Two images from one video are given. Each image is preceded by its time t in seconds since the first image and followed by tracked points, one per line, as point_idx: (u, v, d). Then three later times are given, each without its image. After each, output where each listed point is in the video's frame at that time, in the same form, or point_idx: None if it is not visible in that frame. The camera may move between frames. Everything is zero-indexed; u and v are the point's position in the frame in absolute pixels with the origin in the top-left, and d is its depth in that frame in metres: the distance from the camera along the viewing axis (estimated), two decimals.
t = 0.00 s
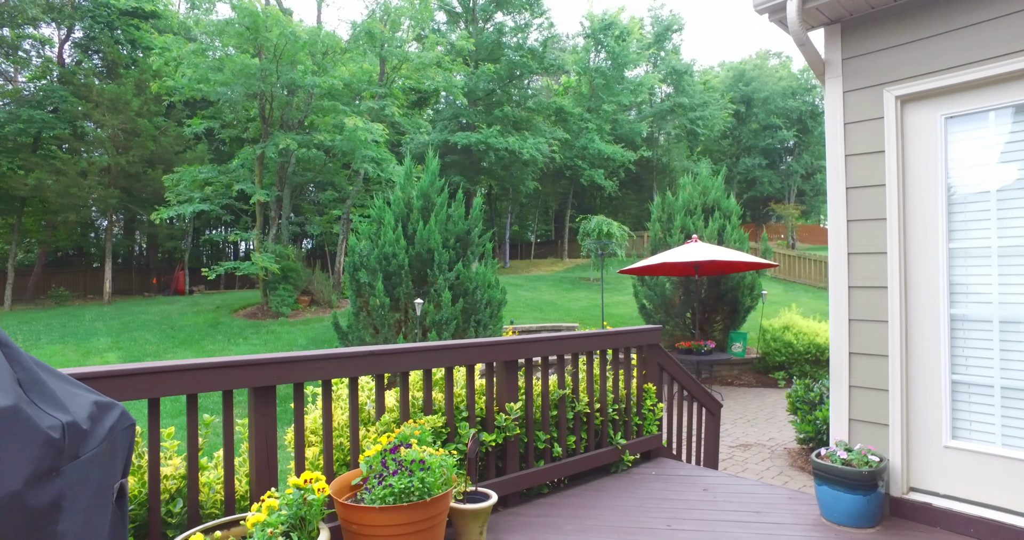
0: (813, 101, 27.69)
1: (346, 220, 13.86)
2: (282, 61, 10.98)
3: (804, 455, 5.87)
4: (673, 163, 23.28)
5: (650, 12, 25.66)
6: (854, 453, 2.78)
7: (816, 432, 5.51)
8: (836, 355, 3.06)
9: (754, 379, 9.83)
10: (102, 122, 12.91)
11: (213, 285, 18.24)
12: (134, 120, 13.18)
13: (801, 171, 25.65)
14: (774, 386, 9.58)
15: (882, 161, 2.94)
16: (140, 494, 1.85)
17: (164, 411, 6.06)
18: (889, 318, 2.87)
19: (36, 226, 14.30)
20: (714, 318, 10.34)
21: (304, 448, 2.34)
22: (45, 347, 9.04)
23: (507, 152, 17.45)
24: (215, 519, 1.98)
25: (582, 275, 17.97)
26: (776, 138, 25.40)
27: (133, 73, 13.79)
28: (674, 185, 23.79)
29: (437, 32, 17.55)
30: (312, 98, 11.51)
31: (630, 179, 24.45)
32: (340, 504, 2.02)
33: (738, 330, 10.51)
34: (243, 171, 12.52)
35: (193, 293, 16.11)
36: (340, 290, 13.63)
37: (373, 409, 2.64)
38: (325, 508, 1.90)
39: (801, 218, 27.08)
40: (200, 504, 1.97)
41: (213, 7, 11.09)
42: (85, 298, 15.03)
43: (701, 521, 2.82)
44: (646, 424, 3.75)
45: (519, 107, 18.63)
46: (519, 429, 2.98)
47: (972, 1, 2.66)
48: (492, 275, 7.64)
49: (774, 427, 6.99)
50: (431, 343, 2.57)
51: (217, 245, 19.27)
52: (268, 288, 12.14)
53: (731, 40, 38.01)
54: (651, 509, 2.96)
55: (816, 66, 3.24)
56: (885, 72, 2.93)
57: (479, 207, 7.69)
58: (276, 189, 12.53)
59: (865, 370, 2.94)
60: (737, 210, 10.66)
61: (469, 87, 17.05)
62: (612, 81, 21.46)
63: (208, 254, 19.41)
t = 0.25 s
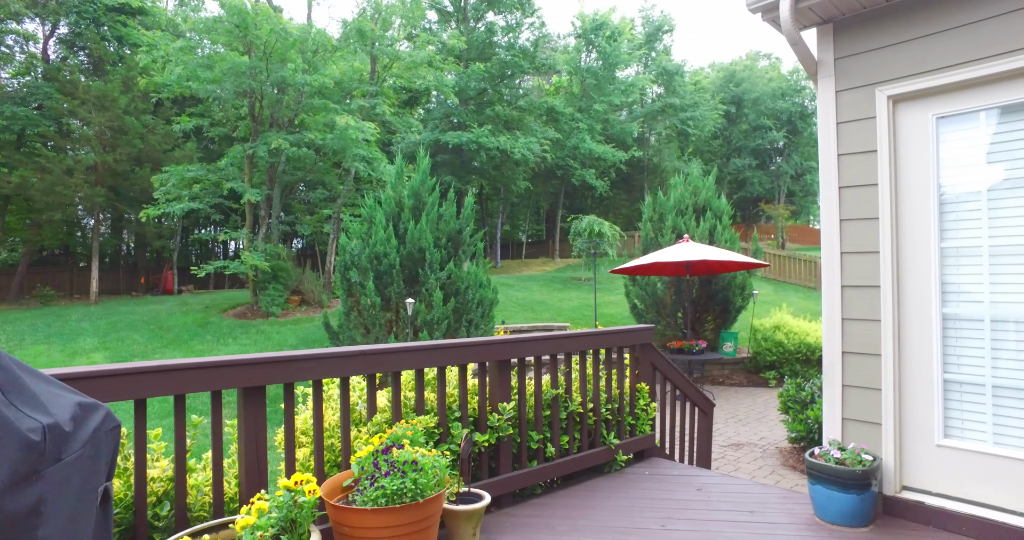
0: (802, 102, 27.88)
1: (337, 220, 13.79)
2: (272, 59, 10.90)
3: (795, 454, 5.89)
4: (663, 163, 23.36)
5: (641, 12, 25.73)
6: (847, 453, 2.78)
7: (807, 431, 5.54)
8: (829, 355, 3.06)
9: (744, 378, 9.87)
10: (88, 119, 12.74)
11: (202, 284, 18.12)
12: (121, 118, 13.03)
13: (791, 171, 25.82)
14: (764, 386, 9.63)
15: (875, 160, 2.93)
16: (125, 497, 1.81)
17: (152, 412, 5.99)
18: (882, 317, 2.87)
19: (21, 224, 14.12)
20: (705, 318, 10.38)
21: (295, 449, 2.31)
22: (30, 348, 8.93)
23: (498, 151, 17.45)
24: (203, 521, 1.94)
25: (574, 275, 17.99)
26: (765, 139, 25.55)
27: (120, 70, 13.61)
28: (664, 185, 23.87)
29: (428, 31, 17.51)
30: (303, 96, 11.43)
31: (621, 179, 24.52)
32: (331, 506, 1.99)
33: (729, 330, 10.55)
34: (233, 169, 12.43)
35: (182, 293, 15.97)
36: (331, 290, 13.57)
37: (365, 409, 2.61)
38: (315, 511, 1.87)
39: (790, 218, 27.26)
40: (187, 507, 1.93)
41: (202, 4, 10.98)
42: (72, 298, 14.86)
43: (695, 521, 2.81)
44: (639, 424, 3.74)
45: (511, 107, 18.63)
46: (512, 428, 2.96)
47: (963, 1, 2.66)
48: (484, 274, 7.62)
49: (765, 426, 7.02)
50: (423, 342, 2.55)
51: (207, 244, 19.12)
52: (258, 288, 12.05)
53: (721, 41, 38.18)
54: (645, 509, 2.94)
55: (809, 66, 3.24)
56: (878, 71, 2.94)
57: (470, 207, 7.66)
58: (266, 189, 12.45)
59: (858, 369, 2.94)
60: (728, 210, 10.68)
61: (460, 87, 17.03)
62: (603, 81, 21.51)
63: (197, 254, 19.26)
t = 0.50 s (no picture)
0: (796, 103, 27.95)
1: (331, 219, 13.70)
2: (265, 56, 10.80)
3: (793, 454, 5.86)
4: (658, 163, 23.38)
5: (636, 12, 25.73)
6: (850, 454, 2.73)
7: (805, 432, 5.51)
8: (831, 354, 3.01)
9: (740, 378, 9.85)
10: (78, 117, 12.62)
11: (194, 284, 17.98)
12: (112, 116, 12.89)
13: (785, 171, 25.86)
14: (760, 386, 9.60)
15: (878, 158, 2.89)
16: (109, 503, 1.73)
17: (142, 412, 5.90)
18: (885, 316, 2.83)
19: (10, 222, 13.96)
20: (700, 318, 10.35)
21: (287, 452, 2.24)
22: (18, 348, 8.81)
23: (493, 150, 17.40)
24: (191, 528, 1.87)
25: (569, 275, 17.96)
26: (760, 139, 25.61)
27: (111, 67, 13.48)
28: (659, 185, 23.91)
29: (423, 29, 17.44)
30: (296, 94, 11.34)
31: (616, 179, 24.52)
32: (324, 511, 1.93)
33: (725, 329, 10.53)
34: (226, 168, 12.33)
35: (174, 293, 15.85)
36: (324, 290, 13.49)
37: (359, 411, 2.55)
38: (308, 517, 1.80)
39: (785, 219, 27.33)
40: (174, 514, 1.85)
41: None
42: (61, 297, 14.71)
43: (695, 524, 2.75)
44: (638, 425, 3.70)
45: (506, 106, 18.58)
46: (509, 430, 2.90)
47: None
48: (479, 273, 7.55)
49: (762, 426, 6.99)
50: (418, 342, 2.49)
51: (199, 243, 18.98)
52: (251, 287, 11.95)
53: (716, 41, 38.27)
54: (644, 511, 2.89)
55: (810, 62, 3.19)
56: (880, 67, 2.89)
57: (466, 205, 7.60)
58: (259, 187, 12.35)
59: (861, 369, 2.90)
60: (724, 210, 10.66)
61: (454, 85, 16.97)
62: (598, 80, 21.51)
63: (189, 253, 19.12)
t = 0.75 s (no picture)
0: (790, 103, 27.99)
1: (323, 218, 13.55)
2: (257, 52, 10.65)
3: (793, 456, 5.79)
4: (652, 162, 23.34)
5: (631, 11, 25.66)
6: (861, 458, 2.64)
7: (805, 433, 5.45)
8: (839, 355, 2.93)
9: (737, 378, 9.80)
10: (65, 113, 12.41)
11: (185, 283, 17.79)
12: (100, 112, 12.69)
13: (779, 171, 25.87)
14: (757, 385, 9.55)
15: (888, 152, 2.79)
16: (80, 515, 1.61)
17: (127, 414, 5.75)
18: (896, 315, 2.74)
19: None
20: (696, 317, 10.29)
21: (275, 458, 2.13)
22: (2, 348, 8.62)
23: (487, 148, 17.30)
24: None
25: (563, 274, 17.88)
26: (754, 139, 25.62)
27: (98, 62, 13.27)
28: (653, 185, 23.89)
29: (416, 27, 17.30)
30: (289, 91, 11.19)
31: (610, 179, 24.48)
32: (313, 521, 1.82)
33: (721, 329, 10.47)
34: (216, 165, 12.15)
35: (164, 292, 15.64)
36: (317, 289, 13.34)
37: (351, 414, 2.43)
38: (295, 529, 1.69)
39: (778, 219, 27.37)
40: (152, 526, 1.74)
41: None
42: (48, 297, 14.48)
43: (701, 531, 2.66)
44: (638, 427, 3.61)
45: (500, 104, 18.47)
46: (508, 434, 2.80)
47: None
48: (474, 272, 7.45)
49: (760, 427, 6.92)
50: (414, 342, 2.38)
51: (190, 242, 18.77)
52: (242, 286, 11.79)
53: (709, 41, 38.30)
54: (647, 517, 2.79)
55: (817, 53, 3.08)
56: (890, 58, 2.79)
57: (460, 203, 7.49)
58: (251, 185, 12.19)
59: (871, 370, 2.81)
60: (721, 209, 10.59)
61: (448, 83, 16.85)
62: (593, 79, 21.43)
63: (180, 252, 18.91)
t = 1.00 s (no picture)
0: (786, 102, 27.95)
1: (317, 216, 13.39)
2: (250, 46, 10.48)
3: (797, 458, 5.68)
4: (649, 161, 23.26)
5: (627, 9, 25.56)
6: (882, 465, 2.52)
7: (811, 435, 5.35)
8: (856, 357, 2.81)
9: (736, 378, 9.71)
10: (54, 108, 12.20)
11: (177, 281, 17.60)
12: (90, 107, 12.48)
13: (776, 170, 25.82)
14: (757, 386, 9.45)
15: (909, 145, 2.67)
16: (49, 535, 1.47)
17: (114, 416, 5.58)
18: (918, 315, 2.62)
19: None
20: (695, 317, 10.18)
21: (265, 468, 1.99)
22: None
23: (483, 146, 17.16)
24: None
25: (560, 273, 17.77)
26: (750, 138, 25.57)
27: (88, 57, 13.05)
28: (649, 184, 23.82)
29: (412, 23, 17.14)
30: (282, 86, 11.02)
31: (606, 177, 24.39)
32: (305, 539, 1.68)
33: (720, 329, 10.38)
34: (209, 162, 11.97)
35: (156, 291, 15.43)
36: (311, 288, 13.18)
37: (347, 421, 2.30)
38: None
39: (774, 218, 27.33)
40: None
41: None
42: (37, 295, 14.25)
43: None
44: (645, 430, 3.49)
45: (496, 102, 18.33)
46: (511, 439, 2.67)
47: None
48: (471, 271, 7.31)
49: (762, 428, 6.82)
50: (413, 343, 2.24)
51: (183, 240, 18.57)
52: (234, 284, 11.61)
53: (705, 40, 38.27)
54: (657, 527, 2.66)
55: (834, 42, 2.95)
56: (910, 47, 2.67)
57: (457, 200, 7.35)
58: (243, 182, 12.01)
59: (890, 372, 2.70)
60: (720, 207, 10.49)
61: (444, 80, 16.70)
62: (590, 77, 21.32)
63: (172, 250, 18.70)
